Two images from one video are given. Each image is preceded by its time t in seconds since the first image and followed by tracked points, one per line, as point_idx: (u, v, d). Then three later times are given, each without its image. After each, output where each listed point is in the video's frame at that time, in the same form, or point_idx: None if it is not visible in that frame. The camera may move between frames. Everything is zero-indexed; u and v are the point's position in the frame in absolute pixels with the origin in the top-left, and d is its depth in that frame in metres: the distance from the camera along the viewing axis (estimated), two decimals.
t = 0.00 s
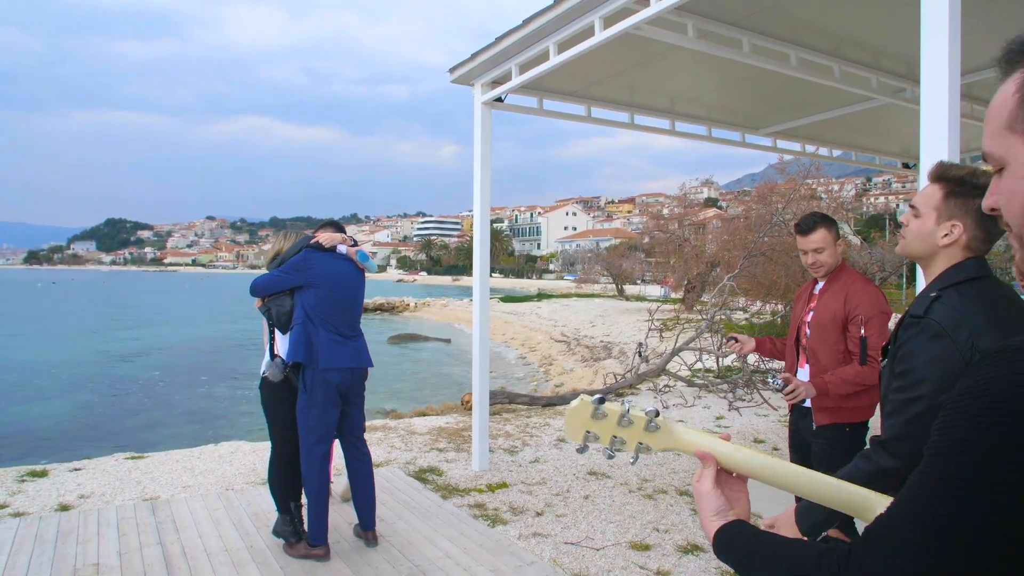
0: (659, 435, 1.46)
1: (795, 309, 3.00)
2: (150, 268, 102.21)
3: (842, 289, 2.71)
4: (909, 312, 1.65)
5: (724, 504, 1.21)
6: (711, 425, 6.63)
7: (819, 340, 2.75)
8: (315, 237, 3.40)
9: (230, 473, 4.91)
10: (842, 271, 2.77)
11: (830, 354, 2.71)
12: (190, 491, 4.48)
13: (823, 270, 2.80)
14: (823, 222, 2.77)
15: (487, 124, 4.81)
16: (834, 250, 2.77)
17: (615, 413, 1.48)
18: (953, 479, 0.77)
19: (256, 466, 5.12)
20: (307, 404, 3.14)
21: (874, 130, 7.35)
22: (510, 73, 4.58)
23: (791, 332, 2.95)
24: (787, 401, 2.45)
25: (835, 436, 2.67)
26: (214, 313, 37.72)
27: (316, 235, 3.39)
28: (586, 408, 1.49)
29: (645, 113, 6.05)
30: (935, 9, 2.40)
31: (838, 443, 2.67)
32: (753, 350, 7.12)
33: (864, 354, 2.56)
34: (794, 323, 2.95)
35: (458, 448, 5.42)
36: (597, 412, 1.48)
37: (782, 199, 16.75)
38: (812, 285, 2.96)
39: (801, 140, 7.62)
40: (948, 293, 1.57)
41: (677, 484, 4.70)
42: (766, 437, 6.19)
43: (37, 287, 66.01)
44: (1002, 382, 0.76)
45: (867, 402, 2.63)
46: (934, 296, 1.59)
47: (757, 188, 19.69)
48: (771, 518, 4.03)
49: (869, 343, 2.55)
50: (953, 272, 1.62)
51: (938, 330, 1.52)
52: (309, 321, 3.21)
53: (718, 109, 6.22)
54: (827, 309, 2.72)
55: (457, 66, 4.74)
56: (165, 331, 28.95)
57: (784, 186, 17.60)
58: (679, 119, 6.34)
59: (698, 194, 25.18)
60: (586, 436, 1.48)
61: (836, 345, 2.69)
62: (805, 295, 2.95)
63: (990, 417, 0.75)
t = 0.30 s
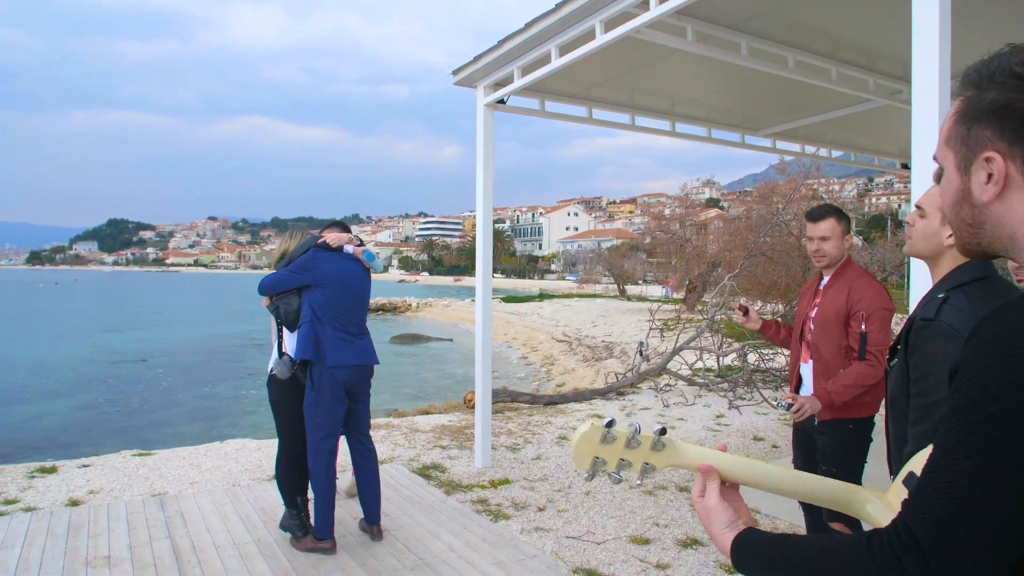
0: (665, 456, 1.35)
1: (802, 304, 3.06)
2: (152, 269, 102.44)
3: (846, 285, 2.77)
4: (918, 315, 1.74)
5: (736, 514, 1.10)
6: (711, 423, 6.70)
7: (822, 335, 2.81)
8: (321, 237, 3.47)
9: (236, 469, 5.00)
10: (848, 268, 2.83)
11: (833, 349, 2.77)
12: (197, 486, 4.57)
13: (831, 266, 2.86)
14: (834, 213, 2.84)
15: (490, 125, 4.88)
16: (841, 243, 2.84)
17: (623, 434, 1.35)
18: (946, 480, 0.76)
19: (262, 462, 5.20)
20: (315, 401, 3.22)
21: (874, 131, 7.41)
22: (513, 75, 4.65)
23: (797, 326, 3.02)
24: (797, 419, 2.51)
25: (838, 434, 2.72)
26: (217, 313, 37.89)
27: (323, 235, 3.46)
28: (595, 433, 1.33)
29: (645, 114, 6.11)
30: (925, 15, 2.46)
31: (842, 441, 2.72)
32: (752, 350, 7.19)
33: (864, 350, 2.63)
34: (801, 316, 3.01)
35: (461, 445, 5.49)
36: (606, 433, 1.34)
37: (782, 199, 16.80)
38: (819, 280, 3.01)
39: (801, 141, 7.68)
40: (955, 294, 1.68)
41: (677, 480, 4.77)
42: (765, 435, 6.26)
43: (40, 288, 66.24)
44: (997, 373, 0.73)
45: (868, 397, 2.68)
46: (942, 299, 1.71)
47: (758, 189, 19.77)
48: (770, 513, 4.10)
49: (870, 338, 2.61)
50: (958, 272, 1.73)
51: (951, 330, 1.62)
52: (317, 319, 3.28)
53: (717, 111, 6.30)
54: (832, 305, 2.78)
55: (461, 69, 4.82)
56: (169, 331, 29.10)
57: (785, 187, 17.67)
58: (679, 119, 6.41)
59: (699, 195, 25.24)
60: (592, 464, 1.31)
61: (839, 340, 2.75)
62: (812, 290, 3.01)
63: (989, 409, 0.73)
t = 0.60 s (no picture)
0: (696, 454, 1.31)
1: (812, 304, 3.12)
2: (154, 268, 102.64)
3: (851, 287, 2.83)
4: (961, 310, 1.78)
5: (761, 514, 1.14)
6: (712, 420, 6.76)
7: (828, 337, 2.87)
8: (327, 235, 3.54)
9: (242, 465, 5.08)
10: (854, 268, 2.89)
11: (839, 351, 2.83)
12: (205, 481, 4.64)
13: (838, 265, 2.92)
14: (843, 212, 2.91)
15: (493, 125, 4.94)
16: (847, 241, 2.91)
17: (664, 429, 1.29)
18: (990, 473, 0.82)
19: (268, 458, 5.28)
20: (323, 397, 3.29)
21: (875, 130, 7.46)
22: (516, 76, 4.72)
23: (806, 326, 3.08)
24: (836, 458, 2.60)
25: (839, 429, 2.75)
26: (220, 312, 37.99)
27: (330, 233, 3.53)
28: (639, 428, 1.27)
29: (647, 113, 6.17)
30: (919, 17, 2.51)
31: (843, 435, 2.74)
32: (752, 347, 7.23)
33: (868, 352, 2.69)
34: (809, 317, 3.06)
35: (465, 441, 5.56)
36: (647, 429, 1.28)
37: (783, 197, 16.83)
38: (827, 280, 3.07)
39: (802, 140, 7.73)
40: (996, 292, 1.73)
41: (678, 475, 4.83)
42: (766, 431, 6.32)
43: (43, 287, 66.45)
44: None
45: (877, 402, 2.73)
46: (984, 296, 1.75)
47: (759, 188, 19.79)
48: (769, 507, 4.15)
49: (873, 341, 2.67)
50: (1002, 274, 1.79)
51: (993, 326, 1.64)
52: (325, 317, 3.36)
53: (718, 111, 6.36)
54: (836, 307, 2.84)
55: (464, 70, 4.88)
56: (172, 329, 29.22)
57: (786, 185, 17.70)
58: (680, 118, 6.46)
59: (700, 194, 25.27)
60: (632, 460, 1.27)
61: (844, 342, 2.81)
62: (820, 291, 3.07)
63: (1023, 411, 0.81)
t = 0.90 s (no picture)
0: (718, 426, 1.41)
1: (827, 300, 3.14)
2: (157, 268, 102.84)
3: (866, 284, 2.83)
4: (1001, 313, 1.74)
5: (776, 482, 1.25)
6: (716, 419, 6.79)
7: (840, 333, 2.89)
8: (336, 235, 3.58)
9: (251, 462, 5.12)
10: (869, 265, 2.90)
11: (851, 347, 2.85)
12: (215, 478, 4.69)
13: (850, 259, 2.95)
14: (854, 205, 2.96)
15: (499, 126, 4.98)
16: (856, 235, 2.94)
17: (683, 402, 1.42)
18: (979, 457, 0.91)
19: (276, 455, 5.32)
20: (333, 393, 3.33)
21: (878, 131, 7.48)
22: (523, 76, 4.75)
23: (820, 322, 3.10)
24: (836, 446, 2.64)
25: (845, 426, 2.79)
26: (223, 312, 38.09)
27: (340, 233, 3.57)
28: (659, 400, 1.40)
29: (651, 114, 6.20)
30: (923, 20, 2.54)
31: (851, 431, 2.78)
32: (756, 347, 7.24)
33: (880, 350, 2.68)
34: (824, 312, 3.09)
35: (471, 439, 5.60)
36: (667, 399, 1.40)
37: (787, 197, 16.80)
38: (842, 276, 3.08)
39: (806, 141, 7.75)
40: None
41: (683, 473, 4.86)
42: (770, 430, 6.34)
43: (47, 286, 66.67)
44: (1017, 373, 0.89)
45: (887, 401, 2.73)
46: None
47: (763, 187, 19.75)
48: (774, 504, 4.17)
49: (886, 338, 2.67)
50: None
51: None
52: (335, 316, 3.39)
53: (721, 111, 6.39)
54: (849, 304, 2.86)
55: (471, 70, 4.92)
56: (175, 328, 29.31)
57: (790, 185, 17.67)
58: (685, 119, 6.49)
59: (703, 193, 25.23)
60: (653, 427, 1.39)
61: (855, 339, 2.83)
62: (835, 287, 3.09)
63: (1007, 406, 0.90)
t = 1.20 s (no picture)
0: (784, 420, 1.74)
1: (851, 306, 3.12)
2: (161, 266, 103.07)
3: (885, 288, 2.80)
4: None
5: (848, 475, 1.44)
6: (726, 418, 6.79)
7: (861, 337, 2.87)
8: (354, 232, 3.61)
9: (265, 459, 5.15)
10: (888, 268, 2.87)
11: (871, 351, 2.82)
12: (230, 475, 4.72)
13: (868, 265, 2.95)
14: (866, 212, 2.96)
15: (513, 125, 4.99)
16: (872, 242, 2.94)
17: (752, 400, 1.76)
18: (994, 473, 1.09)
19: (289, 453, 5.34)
20: (352, 390, 3.35)
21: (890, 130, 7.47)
22: (538, 76, 4.76)
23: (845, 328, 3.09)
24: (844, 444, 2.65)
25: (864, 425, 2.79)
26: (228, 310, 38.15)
27: (358, 232, 3.58)
28: (729, 397, 1.78)
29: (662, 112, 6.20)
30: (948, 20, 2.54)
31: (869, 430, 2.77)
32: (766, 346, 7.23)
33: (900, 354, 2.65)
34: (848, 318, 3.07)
35: (484, 438, 5.60)
36: (736, 397, 1.78)
37: (793, 196, 16.73)
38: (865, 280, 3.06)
39: (817, 140, 7.74)
40: None
41: (697, 471, 4.87)
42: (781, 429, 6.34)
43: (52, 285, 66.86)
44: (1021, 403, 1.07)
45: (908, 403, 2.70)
46: None
47: (769, 186, 19.68)
48: (788, 502, 4.17)
49: (906, 342, 2.63)
50: None
51: None
52: (353, 314, 3.41)
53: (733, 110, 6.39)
54: (869, 308, 2.83)
55: (485, 69, 4.93)
56: (180, 326, 29.37)
57: (797, 183, 17.59)
58: (696, 118, 6.50)
59: (709, 192, 25.13)
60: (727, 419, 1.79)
61: (876, 343, 2.81)
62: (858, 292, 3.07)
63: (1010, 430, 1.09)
